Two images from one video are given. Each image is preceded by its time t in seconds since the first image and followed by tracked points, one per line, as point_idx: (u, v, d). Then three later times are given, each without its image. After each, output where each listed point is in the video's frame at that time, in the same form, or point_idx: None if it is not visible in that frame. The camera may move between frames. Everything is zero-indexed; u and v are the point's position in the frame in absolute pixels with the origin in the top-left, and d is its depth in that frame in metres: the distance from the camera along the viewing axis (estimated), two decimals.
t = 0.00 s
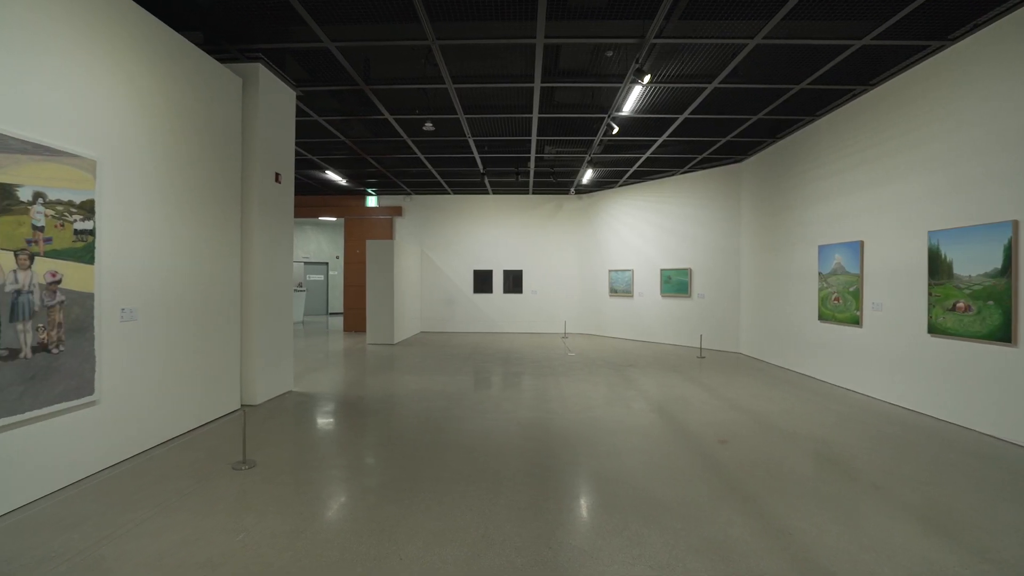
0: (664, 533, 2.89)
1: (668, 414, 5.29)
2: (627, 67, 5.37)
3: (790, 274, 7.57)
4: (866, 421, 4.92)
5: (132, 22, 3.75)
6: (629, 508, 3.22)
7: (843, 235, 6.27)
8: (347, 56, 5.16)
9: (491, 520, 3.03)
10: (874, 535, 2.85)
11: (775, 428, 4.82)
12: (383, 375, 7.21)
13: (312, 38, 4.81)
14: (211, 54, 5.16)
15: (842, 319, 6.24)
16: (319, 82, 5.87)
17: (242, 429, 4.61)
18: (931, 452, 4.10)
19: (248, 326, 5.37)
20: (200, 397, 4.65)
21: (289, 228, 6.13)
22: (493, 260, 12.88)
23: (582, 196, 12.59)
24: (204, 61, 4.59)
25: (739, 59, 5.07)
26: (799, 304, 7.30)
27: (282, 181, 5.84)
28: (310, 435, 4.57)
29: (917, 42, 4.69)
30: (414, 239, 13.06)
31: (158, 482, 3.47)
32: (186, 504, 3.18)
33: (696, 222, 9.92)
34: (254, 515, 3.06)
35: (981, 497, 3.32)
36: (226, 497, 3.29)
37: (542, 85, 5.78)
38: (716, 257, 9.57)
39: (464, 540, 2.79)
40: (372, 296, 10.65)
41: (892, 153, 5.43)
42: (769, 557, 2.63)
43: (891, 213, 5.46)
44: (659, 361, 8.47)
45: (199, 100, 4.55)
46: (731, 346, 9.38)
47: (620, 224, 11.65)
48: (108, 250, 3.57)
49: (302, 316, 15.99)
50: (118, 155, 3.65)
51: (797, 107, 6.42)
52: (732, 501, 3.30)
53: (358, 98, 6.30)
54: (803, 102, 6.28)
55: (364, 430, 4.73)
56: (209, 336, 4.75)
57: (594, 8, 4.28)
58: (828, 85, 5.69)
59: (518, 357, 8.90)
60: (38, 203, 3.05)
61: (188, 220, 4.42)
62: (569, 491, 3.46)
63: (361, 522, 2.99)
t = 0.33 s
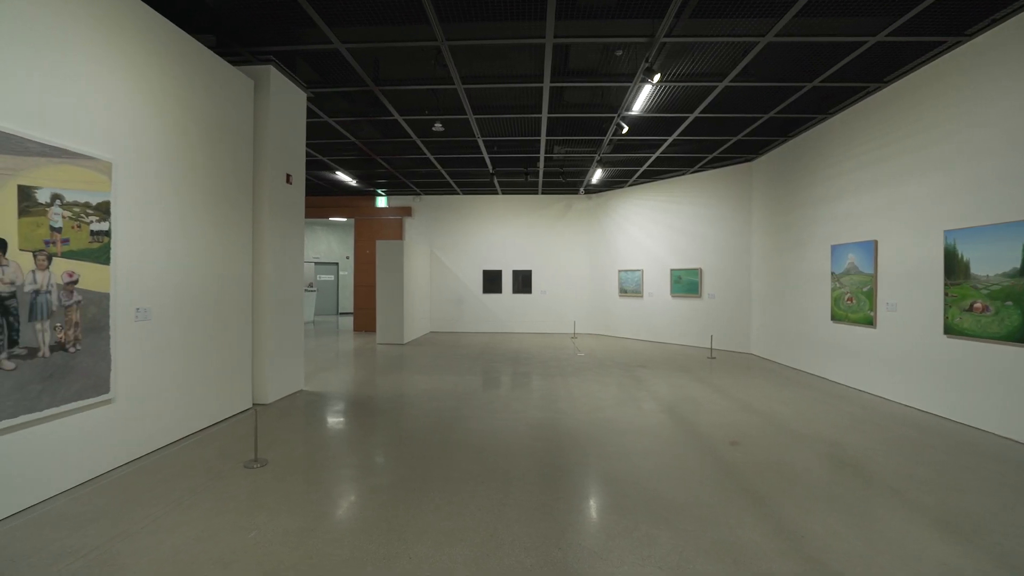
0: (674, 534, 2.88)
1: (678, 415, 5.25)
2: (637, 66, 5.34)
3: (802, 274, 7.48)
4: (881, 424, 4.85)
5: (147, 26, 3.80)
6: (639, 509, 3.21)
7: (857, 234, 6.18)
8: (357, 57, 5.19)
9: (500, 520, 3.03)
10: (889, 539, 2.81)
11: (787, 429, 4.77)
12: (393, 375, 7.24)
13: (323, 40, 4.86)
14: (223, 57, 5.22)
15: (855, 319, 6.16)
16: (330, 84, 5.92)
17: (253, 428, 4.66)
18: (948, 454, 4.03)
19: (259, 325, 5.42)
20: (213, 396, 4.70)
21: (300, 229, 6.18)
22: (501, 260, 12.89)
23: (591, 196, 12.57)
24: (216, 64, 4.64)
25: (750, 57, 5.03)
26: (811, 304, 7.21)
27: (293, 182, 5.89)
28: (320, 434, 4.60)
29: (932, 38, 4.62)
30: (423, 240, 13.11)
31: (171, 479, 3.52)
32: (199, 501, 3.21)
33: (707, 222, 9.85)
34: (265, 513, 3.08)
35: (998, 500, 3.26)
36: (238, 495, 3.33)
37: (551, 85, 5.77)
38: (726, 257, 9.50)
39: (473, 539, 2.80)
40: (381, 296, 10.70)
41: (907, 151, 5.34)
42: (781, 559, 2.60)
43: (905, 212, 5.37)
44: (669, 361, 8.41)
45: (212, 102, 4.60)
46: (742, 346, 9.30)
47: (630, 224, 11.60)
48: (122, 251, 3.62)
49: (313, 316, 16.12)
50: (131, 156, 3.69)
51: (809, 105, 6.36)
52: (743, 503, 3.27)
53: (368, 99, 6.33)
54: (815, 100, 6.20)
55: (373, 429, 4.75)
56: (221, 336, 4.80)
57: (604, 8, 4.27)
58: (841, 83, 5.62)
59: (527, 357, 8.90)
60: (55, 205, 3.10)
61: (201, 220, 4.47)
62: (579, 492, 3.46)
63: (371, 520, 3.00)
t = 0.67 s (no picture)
0: (685, 535, 2.86)
1: (689, 416, 5.22)
2: (648, 65, 5.31)
3: (815, 274, 7.40)
4: (897, 426, 4.77)
5: (162, 29, 3.86)
6: (650, 510, 3.19)
7: (872, 233, 6.10)
8: (368, 59, 5.22)
9: (511, 520, 3.03)
10: (905, 542, 2.76)
11: (801, 431, 4.72)
12: (404, 375, 7.26)
13: (334, 42, 4.90)
14: (237, 60, 5.29)
15: (870, 320, 6.07)
16: (341, 85, 5.96)
17: (266, 427, 4.71)
18: (966, 458, 3.96)
19: (272, 325, 5.47)
20: (226, 395, 4.76)
21: (312, 230, 6.23)
22: (510, 260, 12.90)
23: (601, 196, 12.53)
24: (230, 67, 4.70)
25: (762, 55, 4.98)
26: (824, 305, 7.12)
27: (305, 183, 5.94)
28: (331, 433, 4.63)
29: (949, 34, 4.54)
30: (432, 240, 13.16)
31: (186, 477, 3.57)
32: (213, 499, 3.25)
33: (718, 221, 9.77)
34: (278, 511, 3.11)
35: (1018, 505, 3.18)
36: (251, 493, 3.37)
37: (561, 85, 5.77)
38: (738, 257, 9.41)
39: (484, 539, 2.80)
40: (391, 296, 10.76)
41: (924, 149, 5.26)
42: (794, 562, 2.57)
43: (922, 211, 5.29)
44: (679, 362, 8.36)
45: (225, 105, 4.66)
46: (754, 347, 9.21)
47: (640, 224, 11.56)
48: (138, 252, 3.68)
49: (324, 316, 16.26)
50: (147, 159, 3.75)
51: (823, 103, 6.29)
52: (755, 505, 3.24)
53: (379, 100, 6.37)
54: (829, 98, 6.13)
55: (384, 429, 4.78)
56: (235, 335, 4.85)
57: (614, 7, 4.26)
58: (855, 80, 5.55)
59: (537, 357, 8.90)
60: (73, 207, 3.16)
61: (215, 221, 4.53)
62: (589, 492, 3.44)
63: (382, 519, 3.02)
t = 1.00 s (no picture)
0: (697, 537, 2.84)
1: (701, 417, 5.18)
2: (659, 64, 5.29)
3: (829, 274, 7.30)
4: (914, 428, 4.69)
5: (177, 33, 3.91)
6: (662, 512, 3.17)
7: (888, 233, 6.00)
8: (380, 60, 5.25)
9: (521, 520, 3.03)
10: (922, 547, 2.71)
11: (815, 433, 4.66)
12: (415, 374, 7.30)
13: (346, 44, 4.94)
14: (250, 62, 5.35)
15: (886, 320, 5.98)
16: (352, 87, 6.00)
17: (279, 425, 4.76)
18: (985, 461, 3.88)
19: (285, 325, 5.53)
20: (240, 393, 4.82)
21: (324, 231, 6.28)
22: (520, 260, 12.90)
23: (612, 195, 12.48)
24: (243, 70, 4.75)
25: (775, 52, 4.92)
26: (839, 305, 7.03)
27: (317, 184, 6.00)
28: (343, 432, 4.67)
29: (967, 30, 4.45)
30: (442, 240, 13.21)
31: (201, 474, 3.62)
32: (226, 496, 3.29)
33: (730, 221, 9.68)
34: (290, 509, 3.15)
35: None
36: (265, 491, 3.41)
37: (572, 85, 5.76)
38: (750, 257, 9.32)
39: (494, 539, 2.81)
40: (401, 296, 10.82)
41: (941, 147, 5.17)
42: (808, 566, 2.53)
43: (939, 210, 5.19)
44: (691, 362, 8.30)
45: (239, 107, 4.71)
46: (766, 348, 9.11)
47: (651, 224, 11.50)
48: (154, 252, 3.73)
49: (336, 316, 16.40)
50: (162, 161, 3.80)
51: (837, 101, 6.20)
52: (768, 508, 3.20)
53: (390, 101, 6.40)
54: (844, 96, 6.05)
55: (395, 428, 4.81)
56: (248, 334, 4.91)
57: (625, 6, 4.23)
58: (870, 77, 5.46)
59: (547, 357, 8.89)
60: (92, 208, 3.22)
61: (229, 222, 4.58)
62: (600, 493, 3.43)
63: (393, 518, 3.04)
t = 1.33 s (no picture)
0: (710, 539, 2.81)
1: (714, 418, 5.14)
2: (671, 62, 5.26)
3: (844, 274, 7.20)
4: (933, 431, 4.60)
5: (193, 37, 3.97)
6: (675, 513, 3.15)
7: (905, 232, 5.90)
8: (391, 62, 5.29)
9: (532, 520, 3.03)
10: (941, 552, 2.66)
11: (831, 435, 4.59)
12: (426, 374, 7.33)
13: (359, 46, 4.98)
14: (264, 65, 5.41)
15: (904, 321, 5.88)
16: (364, 88, 6.04)
17: (292, 424, 4.81)
18: (1007, 466, 3.79)
19: (298, 325, 5.58)
20: (255, 392, 4.88)
21: (336, 231, 6.33)
22: (530, 260, 12.90)
23: (623, 195, 12.43)
24: (258, 73, 4.81)
25: (789, 50, 4.87)
26: (855, 306, 6.92)
27: (329, 185, 6.05)
28: (356, 431, 4.70)
29: (988, 24, 4.36)
30: (452, 240, 13.26)
31: (216, 471, 3.67)
32: (241, 494, 3.34)
33: (743, 220, 9.59)
34: (304, 506, 3.18)
35: None
36: (278, 488, 3.44)
37: (583, 84, 5.75)
38: (764, 256, 9.22)
39: (506, 539, 2.81)
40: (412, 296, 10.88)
41: (961, 145, 5.07)
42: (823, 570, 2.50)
43: (959, 209, 5.10)
44: (703, 363, 8.25)
45: (253, 109, 4.77)
46: (780, 348, 9.01)
47: (663, 223, 11.43)
48: (170, 253, 3.79)
49: (348, 316, 16.54)
50: (178, 162, 3.86)
51: (853, 98, 6.12)
52: (783, 510, 3.17)
53: (402, 102, 6.43)
54: (861, 93, 5.96)
55: (407, 428, 4.83)
56: (263, 334, 4.97)
57: (636, 5, 4.21)
58: (887, 74, 5.38)
59: (558, 357, 8.88)
60: (111, 210, 3.28)
61: (243, 223, 4.64)
62: (612, 494, 3.42)
63: (405, 517, 3.05)
